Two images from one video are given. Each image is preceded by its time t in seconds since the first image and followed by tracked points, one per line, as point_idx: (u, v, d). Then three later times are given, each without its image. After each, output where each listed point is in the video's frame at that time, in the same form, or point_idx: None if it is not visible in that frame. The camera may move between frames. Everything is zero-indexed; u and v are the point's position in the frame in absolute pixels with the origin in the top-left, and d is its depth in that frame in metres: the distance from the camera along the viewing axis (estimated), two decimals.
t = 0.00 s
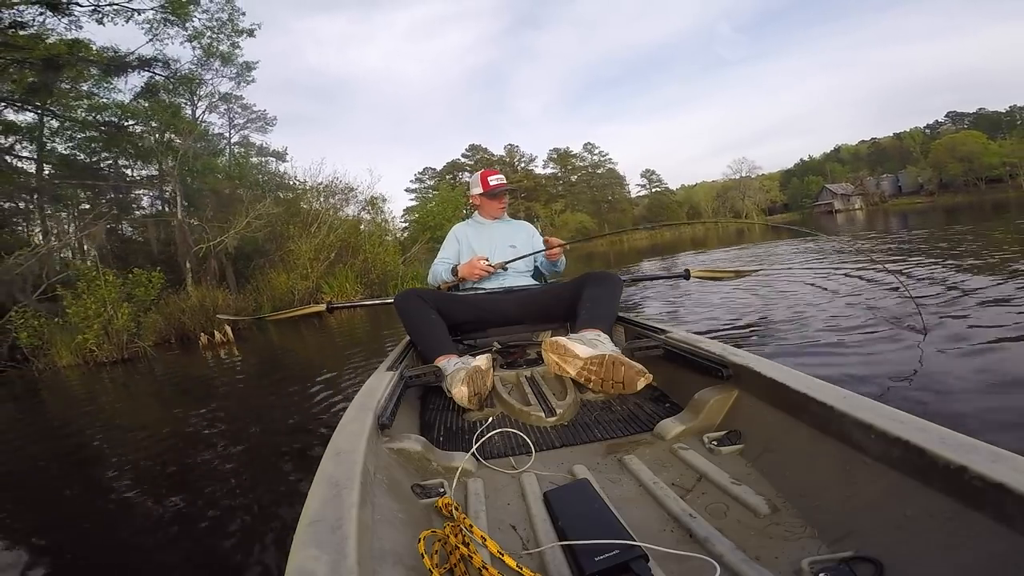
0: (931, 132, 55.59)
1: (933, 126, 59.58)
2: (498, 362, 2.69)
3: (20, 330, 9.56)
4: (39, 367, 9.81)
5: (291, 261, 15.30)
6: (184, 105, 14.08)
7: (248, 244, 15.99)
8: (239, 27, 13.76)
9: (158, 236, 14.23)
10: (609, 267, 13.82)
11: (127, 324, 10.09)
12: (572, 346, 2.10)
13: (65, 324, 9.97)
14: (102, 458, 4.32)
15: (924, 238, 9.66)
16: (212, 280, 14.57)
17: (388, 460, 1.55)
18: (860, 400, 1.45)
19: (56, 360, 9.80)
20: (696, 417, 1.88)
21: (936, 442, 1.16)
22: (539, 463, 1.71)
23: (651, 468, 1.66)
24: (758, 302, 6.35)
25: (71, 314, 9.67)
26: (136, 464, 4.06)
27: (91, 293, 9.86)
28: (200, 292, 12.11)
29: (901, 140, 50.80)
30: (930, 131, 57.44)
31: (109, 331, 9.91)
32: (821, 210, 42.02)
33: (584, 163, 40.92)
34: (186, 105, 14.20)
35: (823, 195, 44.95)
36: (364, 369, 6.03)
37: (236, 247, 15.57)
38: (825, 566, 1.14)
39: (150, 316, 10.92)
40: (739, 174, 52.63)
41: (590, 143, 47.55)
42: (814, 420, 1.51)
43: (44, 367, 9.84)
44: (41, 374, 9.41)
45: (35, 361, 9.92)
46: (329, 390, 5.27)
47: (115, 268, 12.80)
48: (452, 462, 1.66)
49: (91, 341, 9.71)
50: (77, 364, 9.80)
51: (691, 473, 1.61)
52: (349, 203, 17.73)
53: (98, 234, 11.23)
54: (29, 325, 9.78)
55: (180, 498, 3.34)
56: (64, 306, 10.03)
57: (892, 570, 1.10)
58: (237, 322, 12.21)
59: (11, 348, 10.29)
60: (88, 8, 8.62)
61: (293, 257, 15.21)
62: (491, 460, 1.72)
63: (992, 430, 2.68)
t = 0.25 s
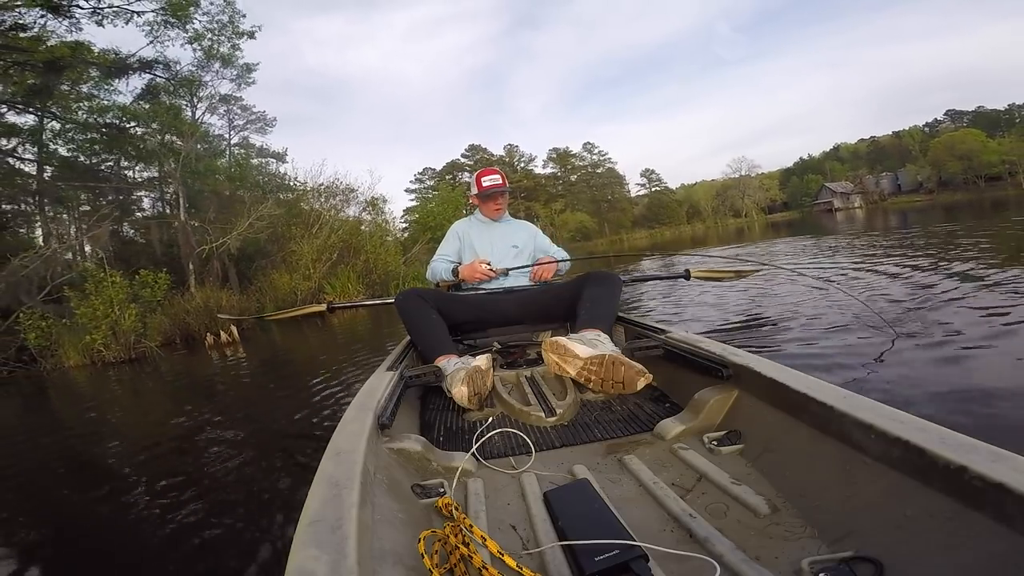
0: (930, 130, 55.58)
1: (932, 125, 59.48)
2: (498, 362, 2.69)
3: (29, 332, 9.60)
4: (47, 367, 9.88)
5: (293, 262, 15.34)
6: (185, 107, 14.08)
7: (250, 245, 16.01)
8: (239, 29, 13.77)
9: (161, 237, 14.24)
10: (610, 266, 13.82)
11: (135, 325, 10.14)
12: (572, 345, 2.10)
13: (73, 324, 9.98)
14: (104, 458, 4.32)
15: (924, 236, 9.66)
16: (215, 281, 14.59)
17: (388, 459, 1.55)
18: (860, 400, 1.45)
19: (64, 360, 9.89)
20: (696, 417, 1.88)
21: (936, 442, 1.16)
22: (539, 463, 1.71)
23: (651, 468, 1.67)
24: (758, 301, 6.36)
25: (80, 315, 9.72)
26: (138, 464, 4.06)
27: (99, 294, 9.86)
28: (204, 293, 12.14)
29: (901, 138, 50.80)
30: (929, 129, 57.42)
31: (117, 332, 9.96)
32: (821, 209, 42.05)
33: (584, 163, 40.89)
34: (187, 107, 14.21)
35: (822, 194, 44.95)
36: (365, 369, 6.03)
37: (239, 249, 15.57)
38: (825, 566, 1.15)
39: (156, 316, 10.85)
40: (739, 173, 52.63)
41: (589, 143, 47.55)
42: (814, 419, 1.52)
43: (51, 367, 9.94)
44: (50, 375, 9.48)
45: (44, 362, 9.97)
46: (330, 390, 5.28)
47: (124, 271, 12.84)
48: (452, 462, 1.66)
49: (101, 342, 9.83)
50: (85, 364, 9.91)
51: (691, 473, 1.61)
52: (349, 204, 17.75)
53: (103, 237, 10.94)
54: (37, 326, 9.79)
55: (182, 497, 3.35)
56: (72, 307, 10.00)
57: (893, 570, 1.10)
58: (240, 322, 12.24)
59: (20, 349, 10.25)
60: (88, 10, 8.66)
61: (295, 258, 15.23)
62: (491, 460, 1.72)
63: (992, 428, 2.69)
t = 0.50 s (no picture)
0: (929, 123, 55.39)
1: (931, 118, 59.30)
2: (498, 362, 2.71)
3: (39, 336, 9.65)
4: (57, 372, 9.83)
5: (296, 264, 15.39)
6: (183, 112, 14.12)
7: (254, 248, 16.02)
8: (236, 32, 13.80)
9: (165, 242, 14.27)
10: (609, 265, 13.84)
11: (144, 328, 10.10)
12: (572, 345, 2.11)
13: (82, 328, 9.94)
14: (109, 461, 4.36)
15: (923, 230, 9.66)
16: (219, 284, 14.64)
17: (388, 460, 1.57)
18: (861, 400, 1.46)
19: (74, 365, 9.80)
20: (696, 417, 1.89)
21: (936, 442, 1.17)
22: (539, 463, 1.73)
23: (651, 467, 1.68)
24: (758, 297, 6.37)
25: (89, 319, 9.68)
26: (142, 467, 4.09)
27: (108, 298, 9.88)
28: (209, 297, 12.25)
29: (901, 131, 50.64)
30: (928, 122, 57.22)
31: (126, 335, 9.90)
32: (822, 203, 41.97)
33: (583, 161, 40.83)
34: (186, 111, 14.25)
35: (822, 189, 44.88)
36: (367, 370, 6.06)
37: (245, 252, 15.55)
38: (825, 566, 1.16)
39: (164, 318, 10.93)
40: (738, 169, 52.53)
41: (588, 142, 47.50)
42: (814, 420, 1.53)
43: (62, 372, 9.85)
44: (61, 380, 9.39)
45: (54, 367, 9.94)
46: (333, 391, 5.31)
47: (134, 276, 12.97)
48: (452, 462, 1.68)
49: (111, 346, 9.77)
50: (95, 368, 9.80)
51: (691, 473, 1.62)
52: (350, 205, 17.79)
53: (108, 241, 11.07)
54: (46, 331, 9.80)
55: (187, 498, 3.38)
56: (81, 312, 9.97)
57: (892, 570, 1.12)
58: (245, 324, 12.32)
59: (31, 353, 10.30)
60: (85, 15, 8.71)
61: (297, 260, 15.28)
62: (491, 460, 1.74)
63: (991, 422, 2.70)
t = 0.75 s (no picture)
0: (930, 114, 55.08)
1: (931, 109, 59.07)
2: (498, 362, 2.73)
3: (49, 342, 9.66)
4: (68, 377, 10.07)
5: (300, 267, 15.46)
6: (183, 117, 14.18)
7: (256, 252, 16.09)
8: (234, 37, 13.84)
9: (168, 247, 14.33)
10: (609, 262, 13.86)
11: (153, 333, 10.38)
12: (572, 345, 2.13)
13: (92, 333, 10.10)
14: (117, 464, 4.40)
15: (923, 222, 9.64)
16: (224, 289, 14.71)
17: (388, 460, 1.59)
18: (860, 400, 1.47)
19: (84, 370, 10.04)
20: (696, 416, 1.90)
21: (936, 442, 1.18)
22: (539, 463, 1.74)
23: (651, 467, 1.70)
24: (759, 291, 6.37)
25: (101, 325, 9.91)
26: (149, 470, 4.13)
27: (116, 304, 10.13)
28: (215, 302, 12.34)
29: (902, 123, 50.39)
30: (928, 113, 57.00)
31: (136, 341, 10.19)
32: (823, 196, 41.84)
33: (582, 159, 40.75)
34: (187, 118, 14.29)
35: (823, 182, 44.77)
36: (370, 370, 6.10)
37: (249, 259, 15.76)
38: (825, 566, 1.17)
39: (173, 323, 11.07)
40: (739, 164, 52.38)
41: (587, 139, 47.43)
42: (814, 420, 1.54)
43: (74, 377, 10.08)
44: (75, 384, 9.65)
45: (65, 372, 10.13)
46: (336, 392, 5.35)
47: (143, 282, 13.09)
48: (452, 462, 1.70)
49: (122, 350, 10.04)
50: (105, 372, 10.08)
51: (690, 473, 1.64)
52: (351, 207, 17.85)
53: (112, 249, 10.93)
54: (57, 338, 9.86)
55: (194, 499, 3.41)
56: (90, 318, 10.15)
57: (892, 570, 1.13)
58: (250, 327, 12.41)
59: (42, 359, 10.32)
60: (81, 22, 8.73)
61: (300, 263, 15.37)
62: (491, 460, 1.76)
63: (990, 416, 2.71)
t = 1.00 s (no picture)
0: (932, 112, 54.92)
1: (933, 107, 58.89)
2: (499, 363, 2.73)
3: (57, 343, 9.77)
4: (77, 377, 10.12)
5: (303, 269, 15.52)
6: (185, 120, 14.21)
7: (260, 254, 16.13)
8: (235, 40, 13.89)
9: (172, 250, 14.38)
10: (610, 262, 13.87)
11: (161, 334, 10.46)
12: (571, 345, 2.13)
13: (100, 335, 10.14)
14: (121, 465, 4.41)
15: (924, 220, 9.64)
16: (228, 290, 14.74)
17: (388, 460, 1.59)
18: (861, 400, 1.47)
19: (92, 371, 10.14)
20: (696, 416, 1.90)
21: (936, 442, 1.18)
22: (539, 463, 1.75)
23: (651, 467, 1.70)
24: (759, 290, 6.36)
25: (109, 326, 10.03)
26: (151, 471, 4.14)
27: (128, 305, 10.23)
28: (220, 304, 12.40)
29: (904, 120, 50.26)
30: (930, 111, 56.82)
31: (145, 341, 10.28)
32: (825, 195, 41.78)
33: (583, 159, 40.71)
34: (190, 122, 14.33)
35: (824, 180, 44.68)
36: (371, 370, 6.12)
37: (254, 262, 15.82)
38: (825, 567, 1.17)
39: (180, 324, 11.09)
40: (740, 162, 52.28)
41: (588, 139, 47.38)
42: (814, 420, 1.54)
43: (83, 377, 10.17)
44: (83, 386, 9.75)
45: (74, 372, 10.20)
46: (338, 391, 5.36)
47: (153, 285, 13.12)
48: (452, 462, 1.71)
49: (130, 351, 10.15)
50: (114, 372, 10.20)
51: (691, 473, 1.64)
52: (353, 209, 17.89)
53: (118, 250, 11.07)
54: (66, 339, 9.96)
55: (198, 499, 3.42)
56: (98, 320, 10.27)
57: (893, 570, 1.13)
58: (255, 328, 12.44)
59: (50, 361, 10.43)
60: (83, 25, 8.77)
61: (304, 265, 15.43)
62: (491, 460, 1.76)
63: (989, 412, 2.71)
